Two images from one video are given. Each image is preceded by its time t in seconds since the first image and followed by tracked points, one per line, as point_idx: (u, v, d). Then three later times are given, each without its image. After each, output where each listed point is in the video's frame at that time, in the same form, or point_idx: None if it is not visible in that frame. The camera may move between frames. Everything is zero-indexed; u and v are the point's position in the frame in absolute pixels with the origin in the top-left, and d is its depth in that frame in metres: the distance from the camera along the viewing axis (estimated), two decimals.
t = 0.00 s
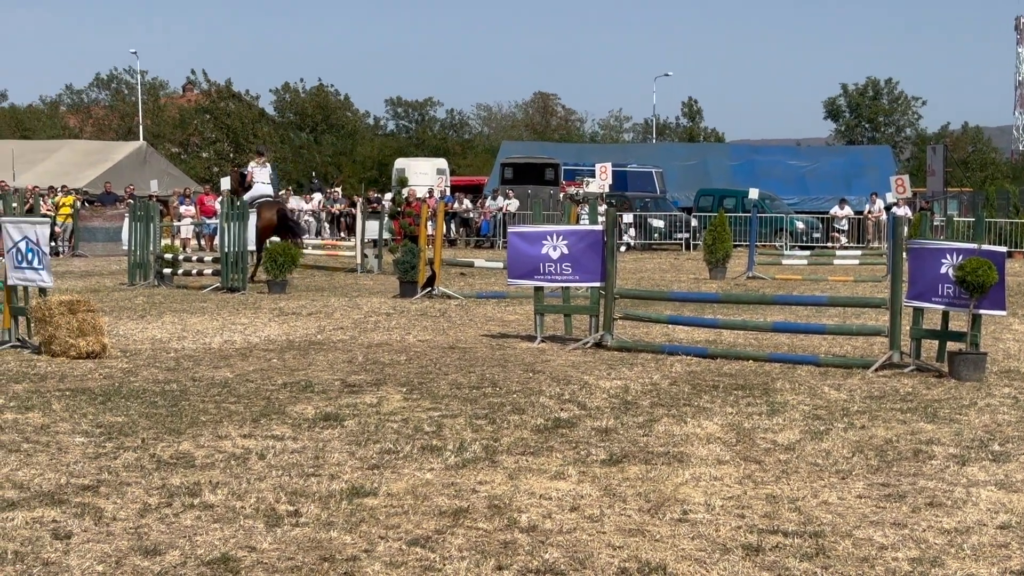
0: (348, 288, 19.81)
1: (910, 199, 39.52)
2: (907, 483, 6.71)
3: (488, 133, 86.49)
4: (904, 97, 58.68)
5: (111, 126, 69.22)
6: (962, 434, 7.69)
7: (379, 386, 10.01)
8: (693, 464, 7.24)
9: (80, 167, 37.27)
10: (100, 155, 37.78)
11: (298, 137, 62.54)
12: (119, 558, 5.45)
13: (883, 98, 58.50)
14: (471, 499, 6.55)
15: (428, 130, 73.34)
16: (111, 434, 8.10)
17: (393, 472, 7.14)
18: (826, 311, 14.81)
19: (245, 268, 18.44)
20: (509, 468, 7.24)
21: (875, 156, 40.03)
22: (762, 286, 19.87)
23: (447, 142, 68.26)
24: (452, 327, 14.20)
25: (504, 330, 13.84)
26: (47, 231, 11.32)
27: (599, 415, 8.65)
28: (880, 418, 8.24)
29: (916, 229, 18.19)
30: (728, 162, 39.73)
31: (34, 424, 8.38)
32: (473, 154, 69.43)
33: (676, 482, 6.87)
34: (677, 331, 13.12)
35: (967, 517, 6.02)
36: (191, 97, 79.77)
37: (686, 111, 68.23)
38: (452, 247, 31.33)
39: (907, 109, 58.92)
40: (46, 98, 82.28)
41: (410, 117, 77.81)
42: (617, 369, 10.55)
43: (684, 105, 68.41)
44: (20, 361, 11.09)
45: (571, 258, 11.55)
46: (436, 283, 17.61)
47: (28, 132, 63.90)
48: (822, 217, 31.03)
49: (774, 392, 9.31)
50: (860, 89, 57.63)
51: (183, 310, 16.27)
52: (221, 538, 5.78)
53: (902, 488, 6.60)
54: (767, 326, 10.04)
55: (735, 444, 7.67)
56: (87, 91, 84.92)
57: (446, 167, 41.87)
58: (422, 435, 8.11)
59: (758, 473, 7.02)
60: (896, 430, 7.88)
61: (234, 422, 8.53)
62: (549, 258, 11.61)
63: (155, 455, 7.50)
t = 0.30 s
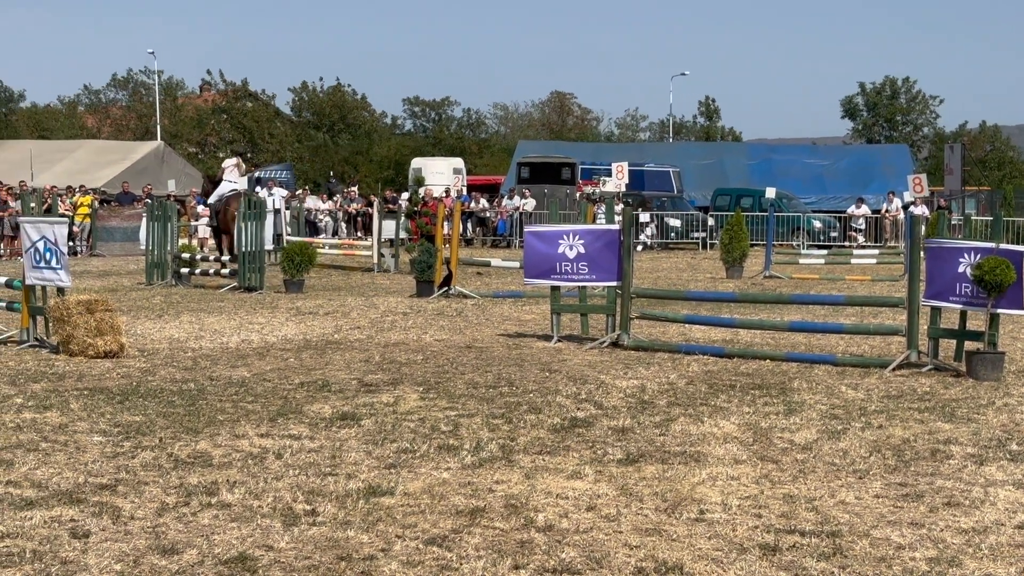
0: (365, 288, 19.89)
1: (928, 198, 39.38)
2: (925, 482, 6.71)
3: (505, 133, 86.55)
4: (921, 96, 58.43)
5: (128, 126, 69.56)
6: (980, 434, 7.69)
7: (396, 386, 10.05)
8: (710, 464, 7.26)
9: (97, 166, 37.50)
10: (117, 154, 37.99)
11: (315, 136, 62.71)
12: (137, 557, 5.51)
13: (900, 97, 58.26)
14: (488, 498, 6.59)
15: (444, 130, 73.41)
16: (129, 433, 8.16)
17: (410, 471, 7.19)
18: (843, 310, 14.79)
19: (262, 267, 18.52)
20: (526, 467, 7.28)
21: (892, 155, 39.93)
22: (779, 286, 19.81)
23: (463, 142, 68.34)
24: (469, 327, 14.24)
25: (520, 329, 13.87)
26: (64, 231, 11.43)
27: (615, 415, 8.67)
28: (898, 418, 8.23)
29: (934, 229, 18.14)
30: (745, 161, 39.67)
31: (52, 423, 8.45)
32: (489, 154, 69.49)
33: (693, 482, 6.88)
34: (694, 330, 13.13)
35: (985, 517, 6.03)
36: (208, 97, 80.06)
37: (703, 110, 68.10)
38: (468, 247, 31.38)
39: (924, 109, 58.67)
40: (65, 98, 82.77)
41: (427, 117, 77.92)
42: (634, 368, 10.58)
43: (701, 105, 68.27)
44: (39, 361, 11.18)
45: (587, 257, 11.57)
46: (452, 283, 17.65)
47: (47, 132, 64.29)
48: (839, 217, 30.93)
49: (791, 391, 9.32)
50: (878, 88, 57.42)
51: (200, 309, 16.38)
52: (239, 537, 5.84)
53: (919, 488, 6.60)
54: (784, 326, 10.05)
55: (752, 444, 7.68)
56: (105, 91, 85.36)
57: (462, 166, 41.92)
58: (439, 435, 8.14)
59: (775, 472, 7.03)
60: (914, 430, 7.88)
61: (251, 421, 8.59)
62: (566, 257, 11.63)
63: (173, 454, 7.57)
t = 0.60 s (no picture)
0: (374, 289, 19.94)
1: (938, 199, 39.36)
2: (935, 483, 6.74)
3: (515, 133, 86.67)
4: (932, 97, 58.34)
5: (139, 126, 69.81)
6: (990, 435, 7.71)
7: (406, 386, 10.10)
8: (720, 464, 7.29)
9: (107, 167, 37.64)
10: (127, 155, 38.15)
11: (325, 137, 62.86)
12: (148, 557, 5.56)
13: (911, 98, 58.17)
14: (498, 499, 6.63)
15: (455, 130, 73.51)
16: (140, 433, 8.22)
17: (420, 471, 7.23)
18: (853, 311, 14.83)
19: (272, 267, 18.60)
20: (535, 468, 7.32)
21: (902, 156, 39.92)
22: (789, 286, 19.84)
23: (473, 142, 68.42)
24: (479, 327, 14.28)
25: (530, 330, 13.92)
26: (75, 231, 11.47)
27: (625, 415, 8.70)
28: (908, 419, 8.25)
29: (944, 230, 18.15)
30: (755, 163, 39.66)
31: (63, 423, 8.52)
32: (498, 155, 69.58)
33: (702, 483, 6.91)
34: (705, 331, 13.15)
35: (995, 518, 6.04)
36: (219, 98, 80.28)
37: (714, 111, 68.09)
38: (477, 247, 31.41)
39: (935, 109, 58.58)
40: (76, 98, 83.11)
41: (437, 118, 78.04)
42: (643, 369, 10.61)
43: (712, 105, 68.26)
44: (50, 360, 11.26)
45: (597, 258, 11.60)
46: (462, 283, 17.71)
47: (58, 133, 64.58)
48: (849, 217, 30.89)
49: (802, 392, 9.34)
50: (888, 89, 57.35)
51: (211, 309, 16.46)
52: (249, 537, 5.89)
53: (930, 489, 6.62)
54: (794, 327, 10.07)
55: (762, 444, 7.71)
56: (115, 91, 85.66)
57: (471, 167, 41.99)
58: (449, 435, 8.18)
59: (785, 473, 7.05)
60: (924, 431, 7.90)
61: (261, 421, 8.64)
62: (576, 257, 11.67)
63: (183, 454, 7.62)
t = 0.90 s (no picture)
0: (379, 288, 19.97)
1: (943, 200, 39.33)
2: (939, 484, 6.75)
3: (520, 133, 86.75)
4: (937, 97, 58.31)
5: (144, 126, 69.89)
6: (996, 436, 7.72)
7: (411, 386, 10.13)
8: (724, 464, 7.31)
9: (112, 166, 37.69)
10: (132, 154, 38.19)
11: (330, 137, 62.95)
12: (152, 557, 5.58)
13: (916, 98, 58.15)
14: (502, 499, 6.65)
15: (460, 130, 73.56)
16: (145, 432, 8.26)
17: (424, 471, 7.26)
18: (858, 312, 14.86)
19: (277, 267, 18.64)
20: (540, 468, 7.34)
21: (908, 156, 39.83)
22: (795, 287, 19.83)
23: (478, 142, 68.47)
24: (484, 327, 14.31)
25: (535, 330, 13.94)
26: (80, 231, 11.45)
27: (630, 416, 8.72)
28: (912, 420, 8.27)
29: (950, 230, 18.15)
30: (760, 162, 39.65)
31: (68, 422, 8.56)
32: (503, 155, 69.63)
33: (707, 483, 6.93)
34: (710, 331, 13.18)
35: (1000, 519, 6.06)
36: (224, 98, 80.35)
37: (719, 111, 68.09)
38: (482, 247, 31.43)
39: (940, 110, 58.55)
40: (82, 97, 83.27)
41: (442, 118, 78.12)
42: (648, 369, 10.64)
43: (717, 105, 68.26)
44: (55, 360, 11.29)
45: (602, 258, 11.62)
46: (467, 283, 17.73)
47: (63, 132, 64.68)
48: (855, 218, 30.85)
49: (807, 392, 9.36)
50: (893, 89, 57.33)
51: (215, 309, 16.50)
52: (254, 537, 5.91)
53: (934, 489, 6.64)
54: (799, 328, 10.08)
55: (766, 444, 7.73)
56: (121, 91, 85.77)
57: (476, 167, 42.02)
58: (454, 435, 8.21)
59: (789, 473, 7.08)
60: (929, 432, 7.91)
61: (266, 421, 8.67)
62: (580, 257, 11.69)
63: (188, 454, 7.65)
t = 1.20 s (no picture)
0: (380, 288, 19.97)
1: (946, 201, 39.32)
2: (941, 485, 6.75)
3: (522, 133, 86.76)
4: (940, 98, 58.30)
5: (147, 125, 69.87)
6: (997, 437, 7.71)
7: (413, 386, 10.13)
8: (726, 465, 7.31)
9: (113, 166, 37.66)
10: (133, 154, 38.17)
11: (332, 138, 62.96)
12: (153, 556, 5.59)
13: (919, 99, 58.14)
14: (503, 499, 6.65)
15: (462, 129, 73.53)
16: (146, 432, 8.28)
17: (426, 471, 7.25)
18: (861, 312, 14.86)
19: (278, 267, 18.64)
20: (541, 468, 7.34)
21: (911, 156, 39.79)
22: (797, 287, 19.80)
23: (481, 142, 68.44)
24: (485, 327, 14.31)
25: (537, 330, 13.94)
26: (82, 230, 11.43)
27: (631, 416, 8.72)
28: (914, 420, 8.27)
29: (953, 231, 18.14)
30: (763, 162, 39.66)
31: (69, 421, 8.57)
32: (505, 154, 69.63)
33: (708, 483, 6.93)
34: (712, 331, 13.20)
35: (1002, 520, 6.05)
36: (226, 97, 80.27)
37: (721, 111, 68.07)
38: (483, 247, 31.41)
39: (943, 110, 58.52)
40: (84, 96, 83.27)
41: (444, 117, 78.10)
42: (650, 369, 10.64)
43: (720, 105, 68.24)
44: (57, 360, 11.29)
45: (604, 258, 11.62)
46: (468, 283, 17.72)
47: (65, 132, 64.67)
48: (856, 219, 30.82)
49: (809, 392, 9.36)
50: (896, 90, 57.32)
51: (217, 308, 16.51)
52: (254, 536, 5.91)
53: (936, 490, 6.64)
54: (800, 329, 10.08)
55: (768, 445, 7.72)
56: (123, 90, 85.77)
57: (478, 166, 42.00)
58: (456, 435, 8.21)
59: (791, 473, 7.08)
60: (931, 432, 7.90)
61: (267, 421, 8.67)
62: (582, 257, 11.69)
63: (189, 453, 7.65)
